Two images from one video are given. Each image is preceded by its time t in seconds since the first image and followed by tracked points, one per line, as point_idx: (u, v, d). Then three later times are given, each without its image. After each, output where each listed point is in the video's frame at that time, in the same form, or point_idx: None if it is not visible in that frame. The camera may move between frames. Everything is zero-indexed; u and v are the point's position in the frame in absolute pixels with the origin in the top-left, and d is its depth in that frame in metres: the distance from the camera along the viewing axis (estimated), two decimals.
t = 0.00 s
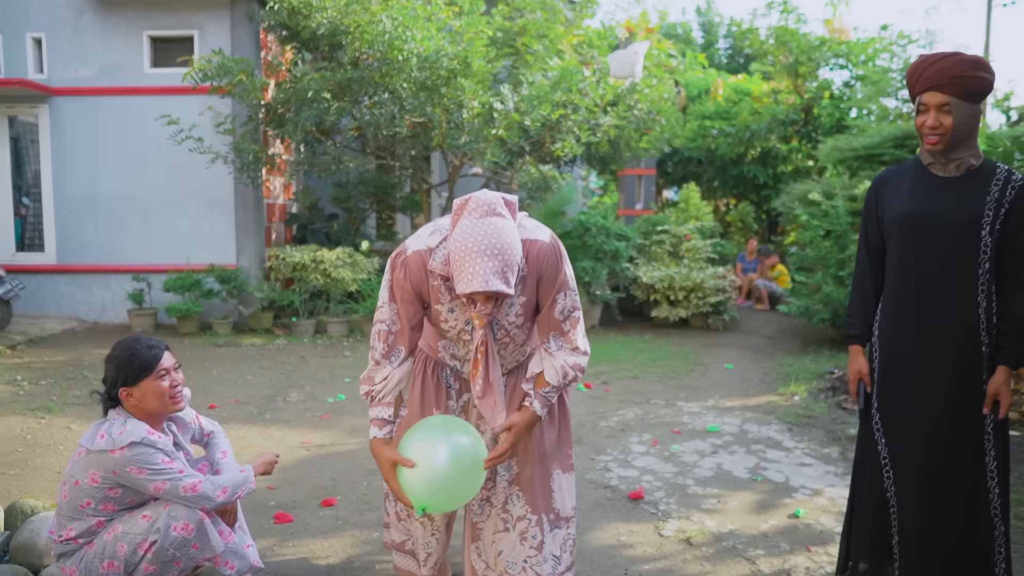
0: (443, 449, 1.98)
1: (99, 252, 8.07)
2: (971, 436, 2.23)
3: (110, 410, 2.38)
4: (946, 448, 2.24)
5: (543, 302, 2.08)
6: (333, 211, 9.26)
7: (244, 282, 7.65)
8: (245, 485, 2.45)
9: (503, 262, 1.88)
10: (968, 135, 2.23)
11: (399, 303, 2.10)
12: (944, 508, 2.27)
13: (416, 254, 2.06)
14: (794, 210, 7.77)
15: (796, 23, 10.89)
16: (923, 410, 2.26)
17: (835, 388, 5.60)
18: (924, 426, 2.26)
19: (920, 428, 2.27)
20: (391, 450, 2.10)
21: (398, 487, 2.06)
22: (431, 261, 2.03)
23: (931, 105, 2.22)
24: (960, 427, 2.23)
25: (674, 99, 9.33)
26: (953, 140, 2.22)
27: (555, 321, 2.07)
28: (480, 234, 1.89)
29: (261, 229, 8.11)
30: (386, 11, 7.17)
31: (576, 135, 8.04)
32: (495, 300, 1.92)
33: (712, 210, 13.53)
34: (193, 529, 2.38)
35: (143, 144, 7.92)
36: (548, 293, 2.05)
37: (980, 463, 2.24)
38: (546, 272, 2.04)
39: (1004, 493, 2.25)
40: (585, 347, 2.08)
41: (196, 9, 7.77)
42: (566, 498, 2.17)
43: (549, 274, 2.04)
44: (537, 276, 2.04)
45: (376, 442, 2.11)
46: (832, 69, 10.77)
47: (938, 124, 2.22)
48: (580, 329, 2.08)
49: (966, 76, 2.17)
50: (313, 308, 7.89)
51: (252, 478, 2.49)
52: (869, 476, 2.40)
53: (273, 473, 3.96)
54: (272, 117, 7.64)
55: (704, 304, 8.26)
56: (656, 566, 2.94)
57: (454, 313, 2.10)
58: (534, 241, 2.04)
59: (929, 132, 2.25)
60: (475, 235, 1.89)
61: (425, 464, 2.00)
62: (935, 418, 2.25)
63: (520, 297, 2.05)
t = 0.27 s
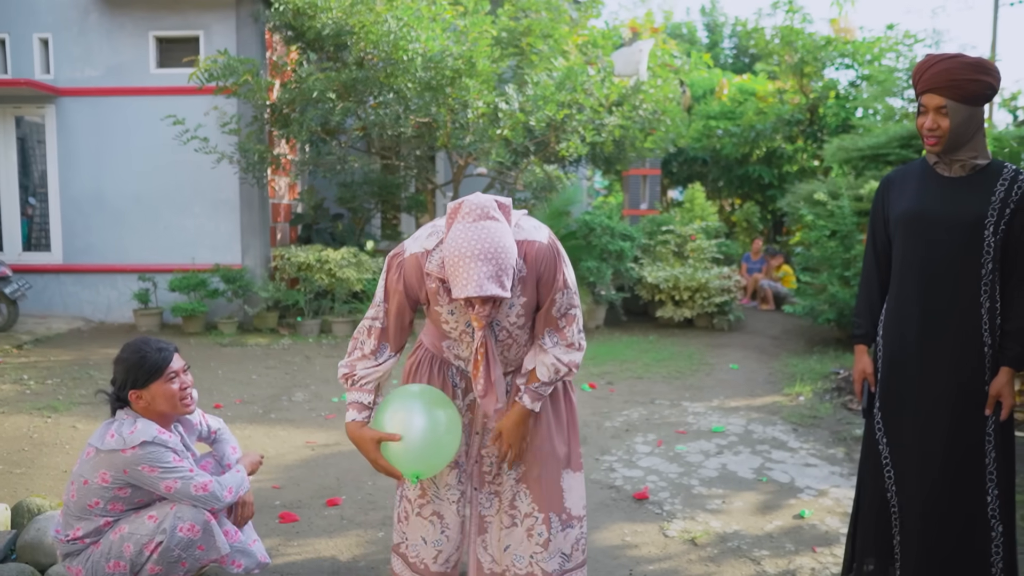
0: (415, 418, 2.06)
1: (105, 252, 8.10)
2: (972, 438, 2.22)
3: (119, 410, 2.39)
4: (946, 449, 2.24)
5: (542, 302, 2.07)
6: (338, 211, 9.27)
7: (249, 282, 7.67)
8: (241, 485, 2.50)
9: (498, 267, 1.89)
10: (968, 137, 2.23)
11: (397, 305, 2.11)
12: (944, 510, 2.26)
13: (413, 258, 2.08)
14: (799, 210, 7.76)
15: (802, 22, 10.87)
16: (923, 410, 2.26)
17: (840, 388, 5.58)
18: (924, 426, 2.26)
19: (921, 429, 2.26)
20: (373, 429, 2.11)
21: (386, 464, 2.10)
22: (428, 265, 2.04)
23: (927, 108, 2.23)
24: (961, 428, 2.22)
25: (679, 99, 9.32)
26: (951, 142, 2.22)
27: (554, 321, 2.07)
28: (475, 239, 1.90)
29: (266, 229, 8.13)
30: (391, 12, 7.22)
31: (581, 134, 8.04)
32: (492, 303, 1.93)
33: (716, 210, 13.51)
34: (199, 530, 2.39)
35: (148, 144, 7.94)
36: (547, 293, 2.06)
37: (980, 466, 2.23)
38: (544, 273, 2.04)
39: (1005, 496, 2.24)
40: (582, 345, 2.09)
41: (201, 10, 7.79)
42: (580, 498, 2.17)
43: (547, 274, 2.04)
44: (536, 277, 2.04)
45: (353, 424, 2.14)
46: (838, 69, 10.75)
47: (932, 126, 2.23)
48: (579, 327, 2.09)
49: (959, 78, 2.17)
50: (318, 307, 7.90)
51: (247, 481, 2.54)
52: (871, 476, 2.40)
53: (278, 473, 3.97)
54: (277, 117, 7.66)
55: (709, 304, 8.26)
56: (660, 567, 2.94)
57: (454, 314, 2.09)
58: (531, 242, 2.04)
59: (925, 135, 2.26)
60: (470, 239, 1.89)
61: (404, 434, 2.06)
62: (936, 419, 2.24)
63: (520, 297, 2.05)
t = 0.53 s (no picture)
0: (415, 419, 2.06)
1: (109, 252, 8.12)
2: (971, 438, 2.22)
3: (124, 409, 2.39)
4: (946, 450, 2.23)
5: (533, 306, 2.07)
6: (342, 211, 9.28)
7: (253, 282, 7.68)
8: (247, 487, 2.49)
9: (488, 267, 1.88)
10: (972, 137, 2.22)
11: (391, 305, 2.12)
12: (942, 511, 2.26)
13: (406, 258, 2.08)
14: (803, 210, 7.74)
15: (805, 22, 10.85)
16: (922, 410, 2.26)
17: (844, 388, 5.57)
18: (922, 425, 2.26)
19: (920, 428, 2.26)
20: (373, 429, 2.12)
21: (387, 464, 2.11)
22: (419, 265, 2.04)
23: (931, 108, 2.23)
24: (959, 428, 2.22)
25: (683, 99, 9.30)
26: (955, 142, 2.22)
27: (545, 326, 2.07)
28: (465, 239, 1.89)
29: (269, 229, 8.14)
30: (393, 12, 7.22)
31: (584, 135, 8.03)
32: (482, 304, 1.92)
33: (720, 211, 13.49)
34: (203, 529, 2.39)
35: (152, 144, 7.96)
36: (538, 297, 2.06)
37: (980, 466, 2.23)
38: (535, 277, 2.04)
39: (1005, 498, 2.23)
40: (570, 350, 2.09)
41: (205, 10, 7.80)
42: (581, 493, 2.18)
43: (539, 279, 2.04)
44: (527, 281, 2.04)
45: (355, 425, 2.14)
46: (841, 69, 10.73)
47: (937, 126, 2.22)
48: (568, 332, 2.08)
49: (964, 78, 2.17)
50: (321, 307, 7.91)
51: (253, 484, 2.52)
52: (871, 476, 2.40)
53: (282, 472, 3.97)
54: (281, 117, 7.67)
55: (713, 304, 8.25)
56: (664, 567, 2.94)
57: (444, 315, 2.09)
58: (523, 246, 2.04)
59: (930, 134, 2.26)
60: (460, 240, 1.89)
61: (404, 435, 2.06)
62: (935, 420, 2.24)
63: (511, 302, 2.05)
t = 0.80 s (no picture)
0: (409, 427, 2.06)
1: (109, 252, 8.12)
2: (970, 438, 2.22)
3: (121, 409, 2.39)
4: (944, 449, 2.23)
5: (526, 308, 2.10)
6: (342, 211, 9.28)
7: (253, 282, 7.68)
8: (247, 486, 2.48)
9: (485, 271, 1.89)
10: (974, 137, 2.22)
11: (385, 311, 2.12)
12: (941, 511, 2.26)
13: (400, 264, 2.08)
14: (803, 210, 7.74)
15: (805, 22, 10.84)
16: (921, 410, 2.26)
17: (844, 388, 5.57)
18: (921, 425, 2.26)
19: (919, 428, 2.26)
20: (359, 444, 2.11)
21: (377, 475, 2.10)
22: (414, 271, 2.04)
23: (933, 108, 2.23)
24: (958, 428, 2.22)
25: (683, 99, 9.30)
26: (956, 142, 2.22)
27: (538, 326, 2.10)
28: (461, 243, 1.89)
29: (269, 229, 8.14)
30: (393, 12, 7.22)
31: (584, 135, 8.03)
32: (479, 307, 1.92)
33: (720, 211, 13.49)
34: (202, 526, 2.39)
35: (152, 144, 7.96)
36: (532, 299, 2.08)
37: (978, 466, 2.23)
38: (530, 280, 2.07)
39: (1004, 498, 2.23)
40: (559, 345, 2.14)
41: (205, 10, 7.80)
42: (579, 475, 2.33)
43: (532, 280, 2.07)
44: (521, 284, 2.06)
45: (342, 440, 2.13)
46: (842, 68, 10.73)
47: (938, 126, 2.22)
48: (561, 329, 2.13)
49: (965, 78, 2.17)
50: (321, 307, 7.91)
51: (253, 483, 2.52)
52: (869, 475, 2.41)
53: (282, 472, 3.97)
54: (281, 117, 7.66)
55: (713, 304, 8.25)
56: (664, 567, 2.94)
57: (439, 320, 2.09)
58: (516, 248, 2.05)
59: (932, 134, 2.26)
60: (456, 246, 1.89)
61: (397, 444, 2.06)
62: (934, 420, 2.24)
63: (506, 304, 2.07)
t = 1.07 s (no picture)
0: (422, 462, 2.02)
1: (109, 252, 8.12)
2: (971, 438, 2.22)
3: (118, 409, 2.39)
4: (945, 450, 2.23)
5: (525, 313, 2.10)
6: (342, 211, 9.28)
7: (253, 282, 7.67)
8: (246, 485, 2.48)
9: (486, 280, 1.89)
10: (975, 138, 2.22)
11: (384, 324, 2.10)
12: (941, 511, 2.26)
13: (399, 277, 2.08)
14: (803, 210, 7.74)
15: (805, 22, 10.84)
16: (922, 410, 2.26)
17: (844, 388, 5.57)
18: (922, 425, 2.26)
19: (919, 428, 2.26)
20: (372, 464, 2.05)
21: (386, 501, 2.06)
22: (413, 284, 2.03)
23: (935, 108, 2.23)
24: (960, 428, 2.22)
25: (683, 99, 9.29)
26: (957, 143, 2.22)
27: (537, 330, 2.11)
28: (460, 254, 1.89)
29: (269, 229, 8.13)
30: (393, 12, 7.22)
31: (584, 135, 8.04)
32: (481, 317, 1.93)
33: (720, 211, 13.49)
34: (200, 526, 2.39)
35: (152, 144, 7.96)
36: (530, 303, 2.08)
37: (979, 465, 2.23)
38: (527, 285, 2.07)
39: (1005, 498, 2.23)
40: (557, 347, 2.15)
41: (205, 10, 7.80)
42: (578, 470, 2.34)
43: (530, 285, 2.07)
44: (519, 290, 2.07)
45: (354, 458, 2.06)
46: (842, 68, 10.73)
47: (941, 126, 2.22)
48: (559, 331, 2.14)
49: (969, 79, 2.17)
50: (321, 308, 7.91)
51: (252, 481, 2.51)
52: (870, 475, 2.41)
53: (282, 472, 3.97)
54: (281, 117, 7.66)
55: (713, 304, 8.25)
56: (664, 567, 2.94)
57: (441, 331, 2.13)
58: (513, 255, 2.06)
59: (933, 135, 2.25)
60: (456, 257, 1.89)
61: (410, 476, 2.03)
62: (935, 421, 2.24)
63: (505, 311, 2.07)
